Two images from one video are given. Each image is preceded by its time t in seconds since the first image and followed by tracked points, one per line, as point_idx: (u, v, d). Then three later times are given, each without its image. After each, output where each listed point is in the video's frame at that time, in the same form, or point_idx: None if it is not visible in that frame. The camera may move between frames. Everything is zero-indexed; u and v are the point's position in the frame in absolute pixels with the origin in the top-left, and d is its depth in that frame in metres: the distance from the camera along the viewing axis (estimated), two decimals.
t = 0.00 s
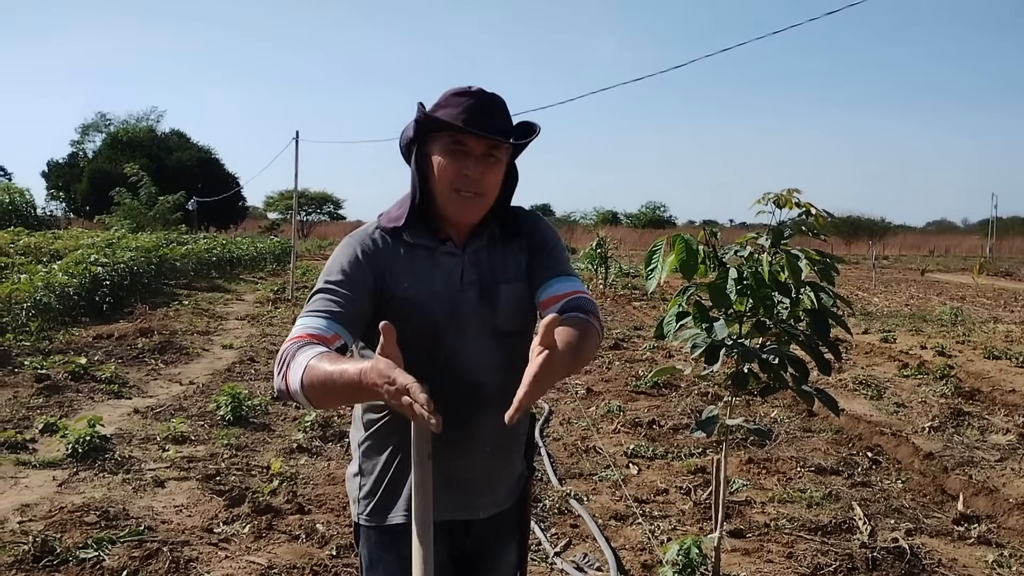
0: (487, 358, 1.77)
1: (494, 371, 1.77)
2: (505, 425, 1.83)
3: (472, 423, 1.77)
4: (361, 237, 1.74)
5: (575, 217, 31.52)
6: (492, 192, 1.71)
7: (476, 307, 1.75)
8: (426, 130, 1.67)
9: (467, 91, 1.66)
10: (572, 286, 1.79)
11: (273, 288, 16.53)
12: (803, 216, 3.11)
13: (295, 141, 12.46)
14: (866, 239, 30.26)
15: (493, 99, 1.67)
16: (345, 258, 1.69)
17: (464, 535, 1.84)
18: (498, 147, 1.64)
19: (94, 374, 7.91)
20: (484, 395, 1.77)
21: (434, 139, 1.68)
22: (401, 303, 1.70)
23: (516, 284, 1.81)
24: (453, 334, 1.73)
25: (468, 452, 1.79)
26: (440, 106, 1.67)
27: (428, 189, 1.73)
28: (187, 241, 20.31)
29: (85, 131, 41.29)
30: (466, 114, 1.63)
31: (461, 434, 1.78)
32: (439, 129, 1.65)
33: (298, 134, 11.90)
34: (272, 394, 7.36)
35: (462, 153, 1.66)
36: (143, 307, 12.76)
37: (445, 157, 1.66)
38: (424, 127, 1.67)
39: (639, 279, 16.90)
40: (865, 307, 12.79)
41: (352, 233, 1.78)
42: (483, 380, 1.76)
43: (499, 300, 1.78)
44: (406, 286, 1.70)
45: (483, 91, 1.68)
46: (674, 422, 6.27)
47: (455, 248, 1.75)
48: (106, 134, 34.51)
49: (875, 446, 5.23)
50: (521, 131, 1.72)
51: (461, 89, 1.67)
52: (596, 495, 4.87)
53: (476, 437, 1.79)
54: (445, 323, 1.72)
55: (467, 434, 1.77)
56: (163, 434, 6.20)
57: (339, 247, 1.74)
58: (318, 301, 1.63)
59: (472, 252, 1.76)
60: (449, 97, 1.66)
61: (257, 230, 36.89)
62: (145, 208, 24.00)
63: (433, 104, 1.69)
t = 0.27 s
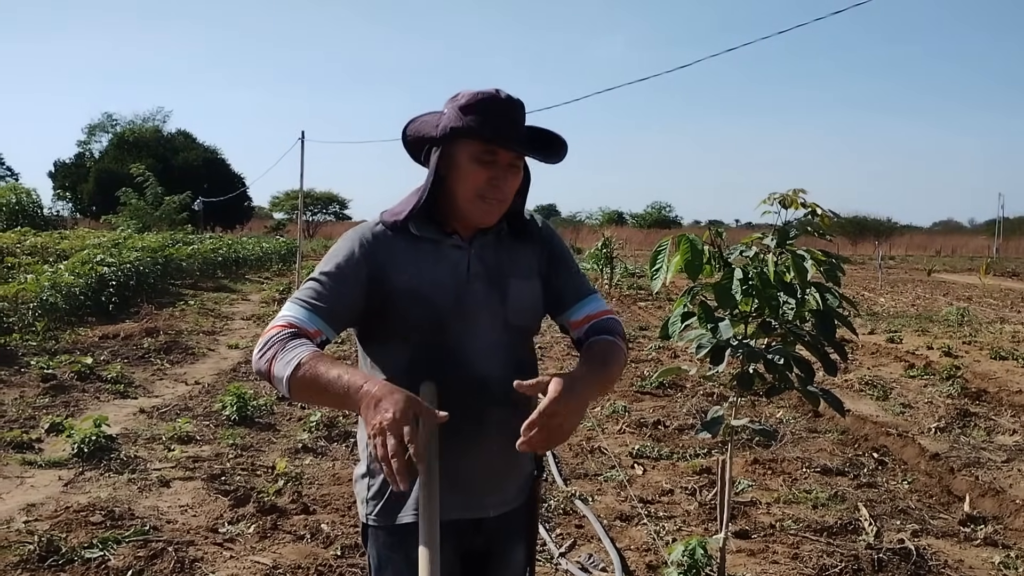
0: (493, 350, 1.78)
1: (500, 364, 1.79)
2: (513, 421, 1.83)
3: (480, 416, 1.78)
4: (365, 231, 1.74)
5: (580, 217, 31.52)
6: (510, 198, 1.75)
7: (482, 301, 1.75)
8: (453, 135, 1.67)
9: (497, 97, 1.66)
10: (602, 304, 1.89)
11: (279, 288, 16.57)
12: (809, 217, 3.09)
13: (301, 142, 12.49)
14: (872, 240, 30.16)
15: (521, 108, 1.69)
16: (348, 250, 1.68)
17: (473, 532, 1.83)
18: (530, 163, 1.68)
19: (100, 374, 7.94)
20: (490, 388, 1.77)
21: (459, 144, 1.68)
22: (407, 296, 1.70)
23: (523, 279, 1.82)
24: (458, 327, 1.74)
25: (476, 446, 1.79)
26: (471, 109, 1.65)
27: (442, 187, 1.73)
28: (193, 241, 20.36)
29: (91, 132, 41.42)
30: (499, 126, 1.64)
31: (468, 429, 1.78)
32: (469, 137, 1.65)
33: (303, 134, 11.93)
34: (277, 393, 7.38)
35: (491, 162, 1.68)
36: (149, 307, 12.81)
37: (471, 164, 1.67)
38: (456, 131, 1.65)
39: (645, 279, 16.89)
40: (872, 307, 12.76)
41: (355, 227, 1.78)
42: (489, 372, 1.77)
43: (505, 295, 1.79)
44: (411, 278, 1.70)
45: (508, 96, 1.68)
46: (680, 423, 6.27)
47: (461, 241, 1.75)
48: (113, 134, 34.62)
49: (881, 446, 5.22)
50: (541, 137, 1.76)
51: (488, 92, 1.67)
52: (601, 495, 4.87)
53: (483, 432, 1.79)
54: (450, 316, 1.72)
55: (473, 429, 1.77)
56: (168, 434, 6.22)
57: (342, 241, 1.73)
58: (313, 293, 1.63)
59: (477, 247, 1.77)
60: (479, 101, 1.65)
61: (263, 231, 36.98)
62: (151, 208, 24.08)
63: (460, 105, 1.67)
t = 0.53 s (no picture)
0: (500, 353, 1.76)
1: (506, 366, 1.77)
2: (519, 423, 1.83)
3: (484, 418, 1.76)
4: (376, 231, 1.74)
5: (583, 217, 31.49)
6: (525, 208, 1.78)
7: (490, 304, 1.75)
8: (475, 144, 1.69)
9: (519, 110, 1.69)
10: (598, 339, 2.03)
11: (282, 288, 16.59)
12: (812, 217, 3.09)
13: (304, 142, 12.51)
14: (876, 239, 30.09)
15: (542, 122, 1.73)
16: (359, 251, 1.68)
17: (479, 534, 1.82)
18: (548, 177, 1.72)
19: (104, 374, 7.96)
20: (497, 391, 1.76)
21: (480, 153, 1.70)
22: (416, 296, 1.69)
23: (533, 284, 1.82)
24: (466, 329, 1.72)
25: (481, 448, 1.77)
26: (495, 121, 1.67)
27: (459, 193, 1.74)
28: (197, 241, 20.39)
29: (95, 132, 41.48)
30: (522, 138, 1.68)
31: (475, 431, 1.77)
32: (491, 148, 1.67)
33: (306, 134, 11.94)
34: (280, 393, 7.38)
35: (512, 173, 1.71)
36: (153, 307, 12.83)
37: (491, 174, 1.70)
38: (478, 143, 1.67)
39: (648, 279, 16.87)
40: (876, 307, 12.73)
41: (368, 227, 1.78)
42: (495, 374, 1.76)
43: (515, 299, 1.78)
44: (419, 277, 1.69)
45: (530, 108, 1.71)
46: (683, 423, 6.26)
47: (472, 245, 1.75)
48: (116, 135, 34.67)
49: (885, 447, 5.21)
50: (558, 150, 1.80)
51: (512, 105, 1.70)
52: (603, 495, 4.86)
53: (490, 435, 1.78)
54: (458, 317, 1.71)
55: (479, 431, 1.76)
56: (172, 434, 6.23)
57: (353, 241, 1.73)
58: (326, 293, 1.66)
59: (487, 251, 1.77)
60: (504, 112, 1.68)
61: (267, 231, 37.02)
62: (154, 208, 24.10)
63: (483, 114, 1.70)
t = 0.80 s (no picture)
0: (514, 352, 1.77)
1: (520, 366, 1.78)
2: (527, 424, 1.83)
3: (497, 416, 1.76)
4: (399, 224, 1.74)
5: (585, 217, 31.49)
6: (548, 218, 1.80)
7: (506, 303, 1.75)
8: (506, 153, 1.69)
9: (553, 122, 1.69)
10: (598, 346, 2.07)
11: (284, 287, 16.60)
12: (813, 216, 3.09)
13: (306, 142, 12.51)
14: (877, 240, 30.09)
15: (573, 134, 1.74)
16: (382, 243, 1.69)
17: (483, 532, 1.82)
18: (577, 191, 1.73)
19: (105, 373, 7.96)
20: (509, 390, 1.77)
21: (511, 163, 1.71)
22: (435, 291, 1.69)
23: (547, 288, 1.84)
24: (482, 327, 1.72)
25: (490, 447, 1.77)
26: (529, 133, 1.68)
27: (486, 198, 1.75)
28: (198, 241, 20.40)
29: (97, 132, 41.50)
30: (552, 153, 1.69)
31: (486, 429, 1.76)
32: (522, 159, 1.68)
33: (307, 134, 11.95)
34: (282, 393, 7.39)
35: (540, 184, 1.72)
36: (154, 307, 12.84)
37: (519, 185, 1.71)
38: (511, 154, 1.68)
39: (649, 279, 16.88)
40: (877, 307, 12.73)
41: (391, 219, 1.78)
42: (509, 373, 1.76)
43: (531, 301, 1.80)
44: (440, 273, 1.70)
45: (562, 120, 1.72)
46: (684, 423, 6.26)
47: (494, 246, 1.76)
48: (118, 134, 34.71)
49: (886, 447, 5.21)
50: (585, 161, 1.81)
51: (545, 116, 1.70)
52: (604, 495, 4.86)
53: (500, 433, 1.78)
54: (474, 315, 1.72)
55: (490, 429, 1.76)
56: (173, 433, 6.23)
57: (376, 232, 1.73)
58: (348, 275, 1.64)
59: (507, 252, 1.78)
60: (537, 124, 1.68)
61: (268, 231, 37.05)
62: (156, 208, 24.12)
63: (516, 123, 1.70)
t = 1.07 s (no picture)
0: (523, 355, 1.77)
1: (528, 369, 1.78)
2: (534, 426, 1.83)
3: (505, 419, 1.76)
4: (415, 227, 1.74)
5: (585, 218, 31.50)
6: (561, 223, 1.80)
7: (517, 307, 1.76)
8: (521, 159, 1.69)
9: (568, 130, 1.69)
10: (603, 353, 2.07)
11: (284, 287, 16.61)
12: (813, 217, 3.10)
13: (307, 141, 12.51)
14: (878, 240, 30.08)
15: (587, 142, 1.74)
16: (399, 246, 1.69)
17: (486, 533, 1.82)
18: (591, 198, 1.73)
19: (105, 372, 7.97)
20: (518, 393, 1.77)
21: (525, 169, 1.71)
22: (448, 293, 1.70)
23: (557, 294, 1.85)
24: (493, 330, 1.73)
25: (497, 448, 1.77)
26: (544, 140, 1.68)
27: (501, 203, 1.75)
28: (199, 240, 20.41)
29: (98, 131, 41.50)
30: (567, 159, 1.69)
31: (494, 431, 1.76)
32: (537, 165, 1.68)
33: (308, 133, 11.96)
34: (282, 392, 7.39)
35: (554, 191, 1.72)
36: (155, 306, 12.85)
37: (534, 190, 1.71)
38: (526, 161, 1.68)
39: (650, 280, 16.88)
40: (877, 308, 12.73)
41: (406, 223, 1.78)
42: (518, 376, 1.76)
43: (541, 306, 1.81)
44: (453, 276, 1.70)
45: (577, 127, 1.72)
46: (684, 423, 6.26)
47: (508, 251, 1.77)
48: (118, 134, 34.72)
49: (886, 447, 5.21)
50: (598, 168, 1.81)
51: (561, 123, 1.70)
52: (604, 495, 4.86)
53: (508, 435, 1.78)
54: (486, 318, 1.72)
55: (498, 431, 1.76)
56: (173, 433, 6.23)
57: (392, 235, 1.73)
58: (367, 279, 1.63)
59: (520, 257, 1.78)
60: (553, 130, 1.68)
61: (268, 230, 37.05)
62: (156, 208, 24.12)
63: (531, 130, 1.70)
